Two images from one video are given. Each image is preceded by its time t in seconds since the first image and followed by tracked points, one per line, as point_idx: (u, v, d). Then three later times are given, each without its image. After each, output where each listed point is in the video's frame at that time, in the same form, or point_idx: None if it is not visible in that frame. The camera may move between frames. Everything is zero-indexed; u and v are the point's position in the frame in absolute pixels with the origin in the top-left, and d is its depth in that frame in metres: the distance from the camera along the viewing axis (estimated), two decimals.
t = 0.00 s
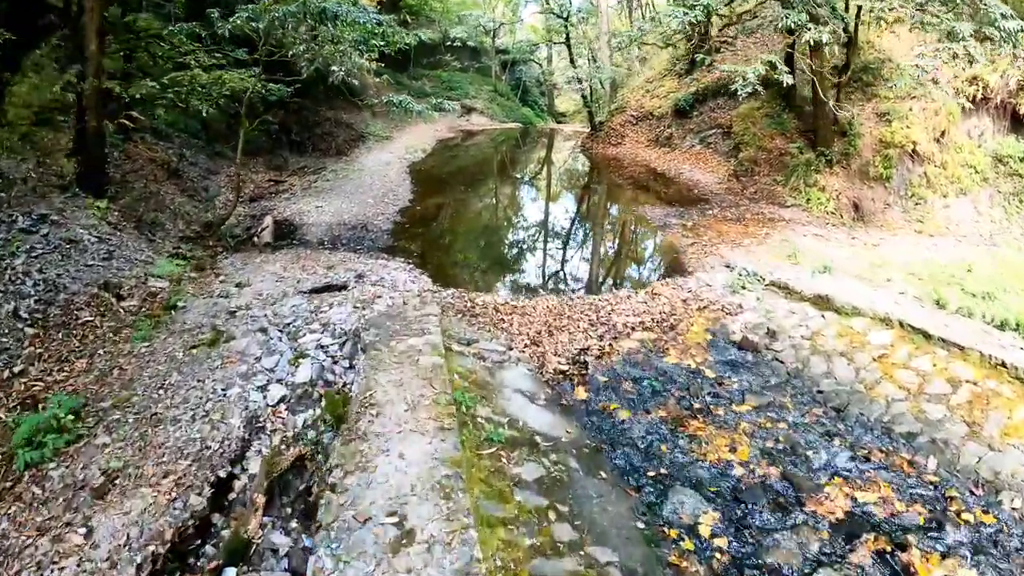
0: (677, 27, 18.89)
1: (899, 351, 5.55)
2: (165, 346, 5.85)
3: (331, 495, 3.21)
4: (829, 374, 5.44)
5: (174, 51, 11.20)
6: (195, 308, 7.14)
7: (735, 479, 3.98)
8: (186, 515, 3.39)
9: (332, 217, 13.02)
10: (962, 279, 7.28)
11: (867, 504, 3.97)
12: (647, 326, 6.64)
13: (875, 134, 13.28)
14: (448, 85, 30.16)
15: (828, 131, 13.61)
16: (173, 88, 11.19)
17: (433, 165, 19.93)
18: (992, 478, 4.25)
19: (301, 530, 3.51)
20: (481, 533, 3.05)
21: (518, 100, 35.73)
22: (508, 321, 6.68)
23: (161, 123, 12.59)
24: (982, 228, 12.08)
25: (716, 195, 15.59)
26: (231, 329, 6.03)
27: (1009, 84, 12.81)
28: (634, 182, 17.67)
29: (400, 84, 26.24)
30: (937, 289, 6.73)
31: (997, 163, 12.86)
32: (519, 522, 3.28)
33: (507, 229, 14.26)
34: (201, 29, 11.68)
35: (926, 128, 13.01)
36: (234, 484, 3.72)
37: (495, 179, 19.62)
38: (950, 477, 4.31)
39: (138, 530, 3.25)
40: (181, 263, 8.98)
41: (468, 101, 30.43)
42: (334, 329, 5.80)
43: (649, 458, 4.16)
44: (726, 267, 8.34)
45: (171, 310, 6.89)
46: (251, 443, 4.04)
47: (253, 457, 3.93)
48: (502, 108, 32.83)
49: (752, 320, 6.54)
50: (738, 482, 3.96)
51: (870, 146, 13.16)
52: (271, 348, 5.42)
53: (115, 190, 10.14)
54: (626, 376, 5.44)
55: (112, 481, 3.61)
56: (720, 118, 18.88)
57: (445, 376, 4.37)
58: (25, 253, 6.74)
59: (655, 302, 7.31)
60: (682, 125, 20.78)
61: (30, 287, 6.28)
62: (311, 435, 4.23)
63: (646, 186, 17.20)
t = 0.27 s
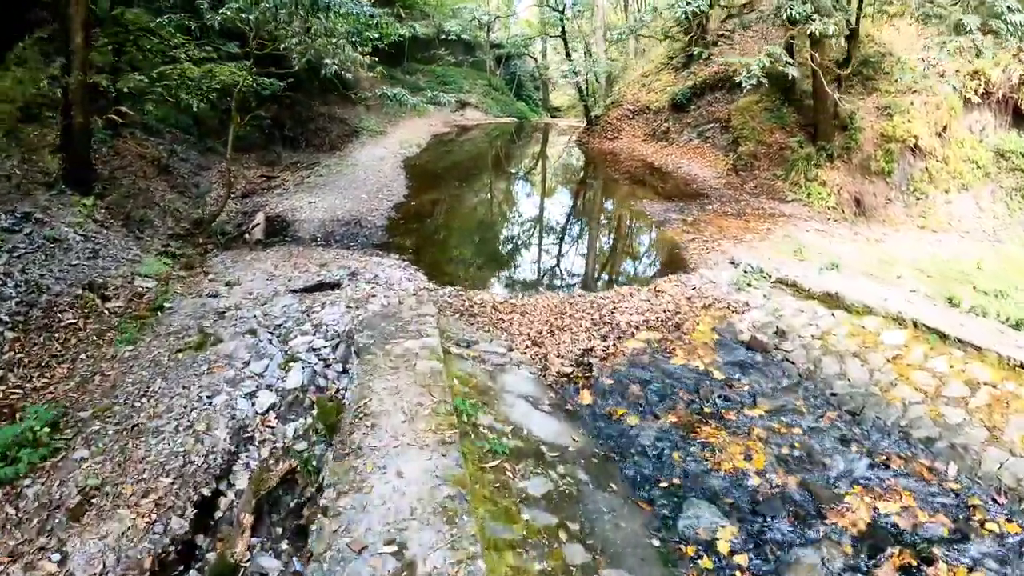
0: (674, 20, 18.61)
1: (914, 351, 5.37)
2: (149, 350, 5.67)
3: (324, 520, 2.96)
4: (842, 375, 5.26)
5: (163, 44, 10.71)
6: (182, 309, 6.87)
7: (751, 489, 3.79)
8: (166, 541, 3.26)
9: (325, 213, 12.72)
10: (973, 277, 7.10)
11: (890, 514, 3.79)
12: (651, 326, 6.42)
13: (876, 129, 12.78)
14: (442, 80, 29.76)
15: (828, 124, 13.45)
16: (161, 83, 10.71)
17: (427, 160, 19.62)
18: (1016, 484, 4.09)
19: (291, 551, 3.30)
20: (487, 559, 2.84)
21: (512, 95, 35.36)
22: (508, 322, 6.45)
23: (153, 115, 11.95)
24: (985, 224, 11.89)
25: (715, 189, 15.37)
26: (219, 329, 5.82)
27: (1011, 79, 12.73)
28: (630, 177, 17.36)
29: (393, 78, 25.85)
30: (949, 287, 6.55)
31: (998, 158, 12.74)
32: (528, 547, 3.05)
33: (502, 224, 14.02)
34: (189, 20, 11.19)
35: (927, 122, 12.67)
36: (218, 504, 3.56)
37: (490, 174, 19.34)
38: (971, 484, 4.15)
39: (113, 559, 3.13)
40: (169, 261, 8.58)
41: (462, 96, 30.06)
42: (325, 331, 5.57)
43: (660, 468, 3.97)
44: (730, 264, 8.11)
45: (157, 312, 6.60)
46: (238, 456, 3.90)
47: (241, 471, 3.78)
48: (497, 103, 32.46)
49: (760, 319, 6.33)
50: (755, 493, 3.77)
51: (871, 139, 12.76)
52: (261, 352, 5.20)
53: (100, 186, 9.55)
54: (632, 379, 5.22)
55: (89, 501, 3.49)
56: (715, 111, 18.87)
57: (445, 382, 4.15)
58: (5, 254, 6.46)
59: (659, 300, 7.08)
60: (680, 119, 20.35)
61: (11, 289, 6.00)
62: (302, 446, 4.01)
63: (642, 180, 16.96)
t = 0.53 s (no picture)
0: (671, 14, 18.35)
1: (925, 355, 5.23)
2: (132, 358, 5.43)
3: (315, 555, 2.76)
4: (851, 380, 5.12)
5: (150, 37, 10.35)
6: (169, 313, 6.62)
7: (764, 506, 3.64)
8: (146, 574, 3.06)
9: (317, 210, 12.44)
10: (981, 276, 6.96)
11: (907, 529, 3.67)
12: (653, 328, 6.23)
13: (876, 124, 12.75)
14: (435, 75, 29.42)
15: (827, 118, 13.10)
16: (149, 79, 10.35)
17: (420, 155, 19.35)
18: None
19: None
20: None
21: (506, 89, 35.06)
22: (506, 324, 6.24)
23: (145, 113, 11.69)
24: (985, 220, 11.66)
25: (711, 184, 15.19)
26: (204, 335, 5.65)
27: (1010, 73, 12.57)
28: (626, 172, 17.18)
29: (386, 73, 25.47)
30: (957, 287, 6.41)
31: (998, 154, 12.56)
32: None
33: (495, 218, 13.82)
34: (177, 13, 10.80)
35: (927, 118, 12.55)
36: (203, 525, 3.44)
37: (483, 169, 19.10)
38: (987, 495, 4.02)
39: None
40: (156, 261, 8.28)
41: (455, 91, 29.74)
42: (315, 337, 5.38)
43: (670, 481, 3.81)
44: (731, 261, 7.92)
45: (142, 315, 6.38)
46: (224, 475, 3.77)
47: (228, 490, 3.67)
48: (490, 97, 32.12)
49: (764, 319, 6.18)
50: (769, 510, 3.62)
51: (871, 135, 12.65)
52: (248, 360, 5.02)
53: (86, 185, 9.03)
54: (636, 385, 5.02)
55: (66, 528, 3.29)
56: (711, 104, 18.61)
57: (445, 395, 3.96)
58: None
59: (660, 300, 6.89)
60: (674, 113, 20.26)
61: None
62: (291, 463, 3.91)
63: (637, 175, 16.76)
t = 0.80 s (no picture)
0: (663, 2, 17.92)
1: (945, 355, 4.95)
2: (97, 366, 4.88)
3: None
4: (868, 382, 4.81)
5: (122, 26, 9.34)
6: (140, 315, 6.03)
7: (788, 528, 3.34)
8: None
9: (300, 204, 11.95)
10: (994, 269, 6.67)
11: (939, 550, 3.38)
12: (653, 325, 5.86)
13: (874, 114, 12.44)
14: (422, 66, 28.78)
15: (823, 108, 12.71)
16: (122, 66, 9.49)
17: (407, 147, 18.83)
18: None
19: None
20: None
21: (494, 81, 34.45)
22: (497, 324, 5.85)
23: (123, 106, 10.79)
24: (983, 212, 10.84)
25: (705, 175, 14.84)
26: (173, 339, 5.21)
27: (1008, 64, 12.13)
28: (617, 163, 16.77)
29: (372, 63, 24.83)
30: (972, 282, 6.12)
31: (998, 145, 11.73)
32: None
33: (483, 211, 13.40)
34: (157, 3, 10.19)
35: (926, 107, 12.23)
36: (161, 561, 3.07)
37: (472, 160, 18.63)
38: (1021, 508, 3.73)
39: None
40: (132, 259, 7.63)
41: (442, 82, 29.14)
42: (291, 341, 5.00)
43: (682, 501, 3.49)
44: (733, 255, 7.59)
45: (110, 318, 5.77)
46: (187, 499, 3.40)
47: (189, 519, 3.29)
48: (478, 89, 31.54)
49: (771, 316, 5.85)
50: (794, 532, 3.31)
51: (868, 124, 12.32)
52: (219, 367, 4.60)
53: (59, 180, 8.20)
54: (639, 390, 4.67)
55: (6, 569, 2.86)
56: (704, 94, 18.21)
57: (430, 411, 3.61)
58: None
59: (660, 297, 6.51)
60: (666, 103, 19.79)
61: None
62: (261, 486, 3.57)
63: (629, 166, 16.36)
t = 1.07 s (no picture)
0: None
1: (962, 364, 4.77)
2: (67, 387, 4.42)
3: None
4: (884, 393, 4.57)
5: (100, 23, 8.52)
6: (115, 328, 5.56)
7: (811, 561, 3.12)
8: None
9: (285, 203, 11.53)
10: (1004, 269, 6.47)
11: None
12: (656, 334, 5.47)
13: (872, 107, 12.07)
14: (411, 60, 28.27)
15: (821, 101, 12.14)
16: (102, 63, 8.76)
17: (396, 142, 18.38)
18: None
19: None
20: None
21: (484, 75, 33.97)
22: (491, 332, 5.45)
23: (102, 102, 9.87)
24: (984, 206, 10.66)
25: (700, 170, 14.56)
26: (145, 355, 4.83)
27: (1008, 58, 11.94)
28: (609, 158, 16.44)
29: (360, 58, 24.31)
30: (984, 284, 5.92)
31: (996, 139, 11.58)
32: None
33: (472, 206, 13.06)
34: None
35: (924, 101, 11.94)
36: None
37: (461, 156, 18.22)
38: None
39: None
40: (111, 265, 7.09)
41: (431, 76, 28.64)
42: (271, 355, 4.66)
43: (695, 532, 3.24)
44: (735, 254, 7.26)
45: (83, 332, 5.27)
46: (157, 541, 3.13)
47: (160, 565, 3.03)
48: (467, 83, 31.05)
49: (779, 320, 5.58)
50: (818, 567, 3.09)
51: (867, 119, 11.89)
52: (194, 387, 4.25)
53: (35, 183, 7.54)
54: (643, 404, 4.40)
55: None
56: (698, 87, 17.94)
57: (421, 447, 3.36)
58: None
59: (661, 300, 6.11)
60: (659, 97, 19.46)
61: None
62: (238, 524, 3.29)
63: (622, 160, 16.05)
